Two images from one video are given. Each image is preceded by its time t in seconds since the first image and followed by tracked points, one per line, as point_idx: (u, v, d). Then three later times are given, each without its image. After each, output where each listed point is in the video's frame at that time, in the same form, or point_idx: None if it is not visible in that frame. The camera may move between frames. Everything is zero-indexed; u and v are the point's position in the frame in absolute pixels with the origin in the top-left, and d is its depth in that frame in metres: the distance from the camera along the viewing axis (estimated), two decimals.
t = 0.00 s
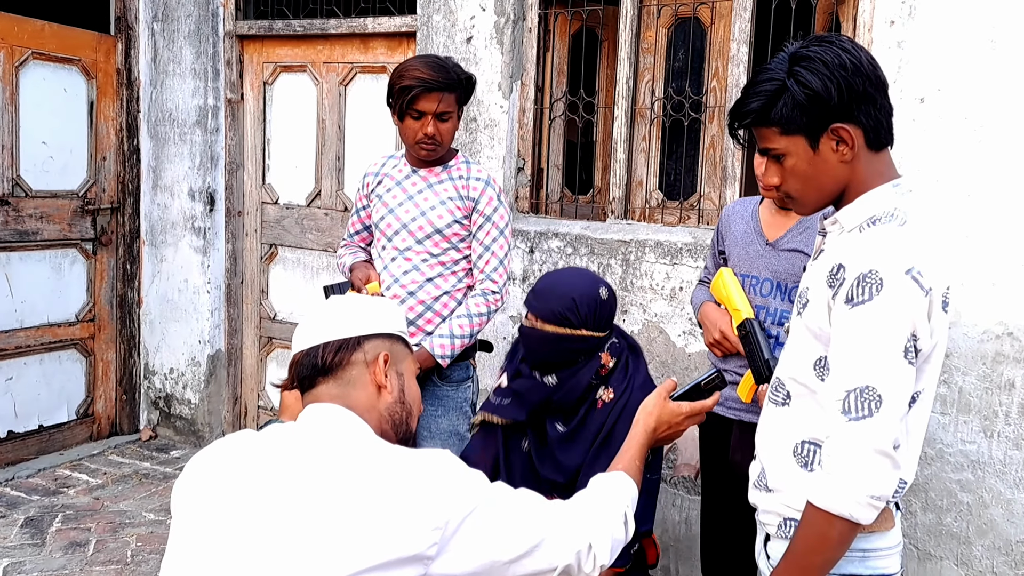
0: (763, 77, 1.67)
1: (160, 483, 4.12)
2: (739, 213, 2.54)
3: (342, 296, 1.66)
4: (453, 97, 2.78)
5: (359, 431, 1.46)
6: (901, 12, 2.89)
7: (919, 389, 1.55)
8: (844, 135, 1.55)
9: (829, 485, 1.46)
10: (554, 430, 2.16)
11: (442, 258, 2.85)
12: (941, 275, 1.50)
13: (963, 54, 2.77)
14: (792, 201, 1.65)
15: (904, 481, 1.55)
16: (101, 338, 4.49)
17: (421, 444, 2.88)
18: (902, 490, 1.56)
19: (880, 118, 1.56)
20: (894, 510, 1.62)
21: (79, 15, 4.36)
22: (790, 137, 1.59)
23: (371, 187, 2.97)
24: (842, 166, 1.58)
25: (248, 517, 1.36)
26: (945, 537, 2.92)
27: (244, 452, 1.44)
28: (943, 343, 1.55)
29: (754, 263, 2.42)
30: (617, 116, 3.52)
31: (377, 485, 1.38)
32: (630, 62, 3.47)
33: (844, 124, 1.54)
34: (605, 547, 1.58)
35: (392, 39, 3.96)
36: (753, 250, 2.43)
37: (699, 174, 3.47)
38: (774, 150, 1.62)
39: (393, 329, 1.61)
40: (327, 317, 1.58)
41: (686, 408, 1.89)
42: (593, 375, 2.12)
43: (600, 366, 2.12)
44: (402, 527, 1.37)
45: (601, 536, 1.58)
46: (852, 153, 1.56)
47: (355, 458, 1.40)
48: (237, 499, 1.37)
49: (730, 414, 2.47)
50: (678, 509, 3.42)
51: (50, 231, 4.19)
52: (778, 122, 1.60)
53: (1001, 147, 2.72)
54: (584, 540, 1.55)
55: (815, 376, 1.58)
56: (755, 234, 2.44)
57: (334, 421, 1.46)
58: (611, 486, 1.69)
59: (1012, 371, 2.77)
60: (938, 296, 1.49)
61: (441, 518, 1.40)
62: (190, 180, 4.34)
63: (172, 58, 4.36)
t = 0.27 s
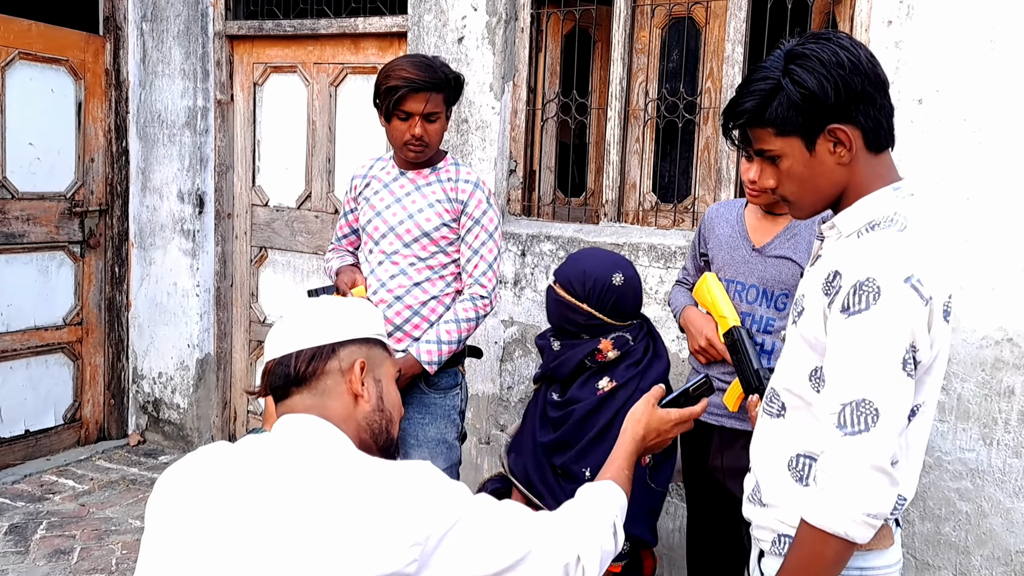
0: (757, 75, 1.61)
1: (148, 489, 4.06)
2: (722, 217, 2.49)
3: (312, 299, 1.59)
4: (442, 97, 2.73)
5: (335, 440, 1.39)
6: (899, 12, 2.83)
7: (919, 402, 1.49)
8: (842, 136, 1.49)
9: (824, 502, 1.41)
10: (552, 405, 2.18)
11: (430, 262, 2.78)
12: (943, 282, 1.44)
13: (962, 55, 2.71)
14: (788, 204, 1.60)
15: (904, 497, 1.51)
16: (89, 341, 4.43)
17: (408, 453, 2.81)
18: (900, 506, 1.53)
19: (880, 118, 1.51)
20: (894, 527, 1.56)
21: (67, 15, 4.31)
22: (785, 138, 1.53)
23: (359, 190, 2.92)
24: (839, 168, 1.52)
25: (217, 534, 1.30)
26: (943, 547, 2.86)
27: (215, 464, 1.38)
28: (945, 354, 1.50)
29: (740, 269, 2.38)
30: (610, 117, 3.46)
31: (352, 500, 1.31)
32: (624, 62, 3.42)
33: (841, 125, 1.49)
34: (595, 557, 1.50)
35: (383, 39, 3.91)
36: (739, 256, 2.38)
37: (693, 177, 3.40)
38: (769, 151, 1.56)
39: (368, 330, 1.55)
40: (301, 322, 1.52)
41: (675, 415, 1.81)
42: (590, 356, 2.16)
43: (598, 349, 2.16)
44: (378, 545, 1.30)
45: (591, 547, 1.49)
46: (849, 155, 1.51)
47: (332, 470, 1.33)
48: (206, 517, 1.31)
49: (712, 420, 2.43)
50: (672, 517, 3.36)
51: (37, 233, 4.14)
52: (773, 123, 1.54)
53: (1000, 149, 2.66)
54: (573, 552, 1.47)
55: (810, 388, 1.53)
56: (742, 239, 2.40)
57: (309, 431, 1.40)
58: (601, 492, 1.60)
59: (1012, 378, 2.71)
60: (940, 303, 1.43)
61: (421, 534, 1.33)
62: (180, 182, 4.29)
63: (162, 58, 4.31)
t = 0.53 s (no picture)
0: (750, 76, 1.57)
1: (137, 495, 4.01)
2: (717, 221, 2.45)
3: (290, 303, 1.54)
4: (438, 98, 2.67)
5: (309, 448, 1.35)
6: (895, 13, 2.79)
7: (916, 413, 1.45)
8: (837, 139, 1.45)
9: (819, 516, 1.37)
10: (569, 408, 2.22)
11: (420, 266, 2.74)
12: (942, 289, 1.40)
13: (960, 56, 2.67)
14: (782, 208, 1.55)
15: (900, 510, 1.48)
16: (79, 345, 4.39)
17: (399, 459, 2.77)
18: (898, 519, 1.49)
19: (875, 121, 1.47)
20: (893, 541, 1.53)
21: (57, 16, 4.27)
22: (778, 141, 1.49)
23: (348, 193, 2.88)
24: (834, 172, 1.48)
25: (188, 547, 1.25)
26: (941, 555, 2.82)
27: (189, 475, 1.33)
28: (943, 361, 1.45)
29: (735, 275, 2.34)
30: (603, 119, 3.42)
31: (326, 510, 1.26)
32: (617, 64, 3.38)
33: (836, 128, 1.45)
34: (579, 558, 1.42)
35: (375, 40, 3.87)
36: (735, 261, 2.35)
37: (688, 179, 3.36)
38: (762, 154, 1.52)
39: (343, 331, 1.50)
40: (273, 326, 1.48)
41: (663, 409, 1.72)
42: (608, 358, 2.22)
43: (618, 351, 2.22)
44: (353, 556, 1.25)
45: (574, 548, 1.42)
46: (845, 158, 1.47)
47: (308, 480, 1.29)
48: (178, 531, 1.27)
49: (707, 428, 2.39)
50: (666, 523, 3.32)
51: (26, 236, 4.10)
52: (767, 125, 1.50)
53: (999, 152, 2.62)
54: (556, 554, 1.40)
55: (805, 399, 1.49)
56: (737, 244, 2.36)
57: (284, 440, 1.36)
58: (586, 493, 1.53)
59: (1010, 384, 2.67)
60: (938, 311, 1.39)
61: (397, 543, 1.28)
62: (170, 184, 4.25)
63: (153, 59, 4.27)
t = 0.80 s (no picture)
0: (745, 78, 1.55)
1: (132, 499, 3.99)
2: (721, 225, 2.45)
3: (282, 305, 1.52)
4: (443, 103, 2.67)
5: (293, 453, 1.33)
6: (893, 15, 2.78)
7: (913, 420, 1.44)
8: (833, 143, 1.44)
9: (815, 525, 1.36)
10: (570, 415, 2.18)
11: (417, 269, 2.72)
12: (939, 293, 1.38)
13: (958, 59, 2.66)
14: (778, 213, 1.54)
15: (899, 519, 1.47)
16: (74, 348, 4.37)
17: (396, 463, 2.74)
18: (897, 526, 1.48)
19: (872, 123, 1.45)
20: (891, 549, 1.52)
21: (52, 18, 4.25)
22: (774, 145, 1.47)
23: (338, 196, 2.84)
24: (831, 176, 1.46)
25: (171, 558, 1.25)
26: (939, 561, 2.80)
27: (177, 483, 1.32)
28: (942, 367, 1.43)
29: (739, 278, 2.33)
30: (600, 122, 3.41)
31: (312, 517, 1.24)
32: (614, 66, 3.37)
33: (833, 131, 1.43)
34: (570, 557, 1.42)
35: (371, 42, 3.85)
36: (737, 264, 2.34)
37: (685, 182, 3.35)
38: (759, 158, 1.50)
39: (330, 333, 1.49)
40: (262, 327, 1.46)
41: (656, 405, 1.79)
42: (608, 369, 2.19)
43: (618, 363, 2.19)
44: (338, 563, 1.23)
45: (566, 548, 1.42)
46: (841, 162, 1.45)
47: (294, 486, 1.27)
48: (166, 540, 1.26)
49: (713, 436, 2.39)
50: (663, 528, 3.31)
51: (21, 238, 4.08)
52: (763, 128, 1.49)
53: (998, 155, 2.60)
54: (547, 554, 1.39)
55: (801, 406, 1.47)
56: (740, 246, 2.36)
57: (268, 446, 1.33)
58: (580, 490, 1.54)
59: (1009, 389, 2.65)
60: (936, 316, 1.37)
61: (381, 548, 1.25)
62: (166, 186, 4.23)
63: (148, 62, 4.25)
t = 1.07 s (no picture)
0: (745, 83, 1.56)
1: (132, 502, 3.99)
2: (728, 229, 2.46)
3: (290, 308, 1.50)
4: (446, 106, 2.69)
5: (289, 456, 1.34)
6: (892, 20, 2.79)
7: (913, 424, 1.44)
8: (829, 148, 1.44)
9: (815, 529, 1.36)
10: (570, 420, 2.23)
11: (420, 271, 2.73)
12: (938, 299, 1.39)
13: (957, 63, 2.67)
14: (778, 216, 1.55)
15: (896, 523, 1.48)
16: (74, 351, 4.37)
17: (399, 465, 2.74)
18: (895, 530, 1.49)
19: (870, 130, 1.46)
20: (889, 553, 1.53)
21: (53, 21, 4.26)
22: (772, 149, 1.48)
23: (336, 199, 2.84)
24: (828, 181, 1.47)
25: (171, 561, 1.25)
26: (938, 563, 2.81)
27: (176, 485, 1.33)
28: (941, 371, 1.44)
29: (743, 281, 2.34)
30: (601, 126, 3.42)
31: (309, 520, 1.25)
32: (614, 70, 3.38)
33: (828, 137, 1.44)
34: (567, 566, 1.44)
35: (372, 46, 3.86)
36: (743, 268, 2.35)
37: (685, 186, 3.36)
38: (757, 162, 1.51)
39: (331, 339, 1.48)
40: (265, 327, 1.44)
41: (617, 418, 1.84)
42: (609, 376, 2.21)
43: (619, 372, 2.21)
44: (334, 567, 1.23)
45: (563, 560, 1.44)
46: (837, 167, 1.46)
47: (290, 490, 1.28)
48: (166, 541, 1.26)
49: (722, 441, 2.40)
50: (664, 531, 3.31)
51: (22, 241, 4.09)
52: (761, 132, 1.49)
53: (997, 158, 2.62)
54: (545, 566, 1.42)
55: (801, 409, 1.48)
56: (745, 251, 2.37)
57: (264, 449, 1.34)
58: (565, 504, 1.53)
59: (1008, 392, 2.66)
60: (935, 321, 1.38)
61: (377, 552, 1.26)
62: (167, 189, 4.24)
63: (149, 65, 4.26)
